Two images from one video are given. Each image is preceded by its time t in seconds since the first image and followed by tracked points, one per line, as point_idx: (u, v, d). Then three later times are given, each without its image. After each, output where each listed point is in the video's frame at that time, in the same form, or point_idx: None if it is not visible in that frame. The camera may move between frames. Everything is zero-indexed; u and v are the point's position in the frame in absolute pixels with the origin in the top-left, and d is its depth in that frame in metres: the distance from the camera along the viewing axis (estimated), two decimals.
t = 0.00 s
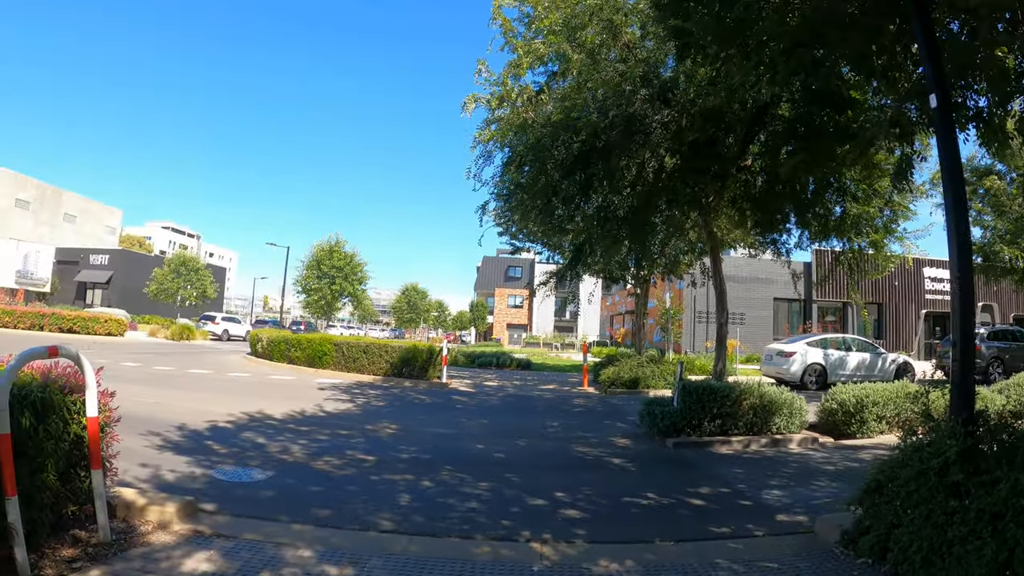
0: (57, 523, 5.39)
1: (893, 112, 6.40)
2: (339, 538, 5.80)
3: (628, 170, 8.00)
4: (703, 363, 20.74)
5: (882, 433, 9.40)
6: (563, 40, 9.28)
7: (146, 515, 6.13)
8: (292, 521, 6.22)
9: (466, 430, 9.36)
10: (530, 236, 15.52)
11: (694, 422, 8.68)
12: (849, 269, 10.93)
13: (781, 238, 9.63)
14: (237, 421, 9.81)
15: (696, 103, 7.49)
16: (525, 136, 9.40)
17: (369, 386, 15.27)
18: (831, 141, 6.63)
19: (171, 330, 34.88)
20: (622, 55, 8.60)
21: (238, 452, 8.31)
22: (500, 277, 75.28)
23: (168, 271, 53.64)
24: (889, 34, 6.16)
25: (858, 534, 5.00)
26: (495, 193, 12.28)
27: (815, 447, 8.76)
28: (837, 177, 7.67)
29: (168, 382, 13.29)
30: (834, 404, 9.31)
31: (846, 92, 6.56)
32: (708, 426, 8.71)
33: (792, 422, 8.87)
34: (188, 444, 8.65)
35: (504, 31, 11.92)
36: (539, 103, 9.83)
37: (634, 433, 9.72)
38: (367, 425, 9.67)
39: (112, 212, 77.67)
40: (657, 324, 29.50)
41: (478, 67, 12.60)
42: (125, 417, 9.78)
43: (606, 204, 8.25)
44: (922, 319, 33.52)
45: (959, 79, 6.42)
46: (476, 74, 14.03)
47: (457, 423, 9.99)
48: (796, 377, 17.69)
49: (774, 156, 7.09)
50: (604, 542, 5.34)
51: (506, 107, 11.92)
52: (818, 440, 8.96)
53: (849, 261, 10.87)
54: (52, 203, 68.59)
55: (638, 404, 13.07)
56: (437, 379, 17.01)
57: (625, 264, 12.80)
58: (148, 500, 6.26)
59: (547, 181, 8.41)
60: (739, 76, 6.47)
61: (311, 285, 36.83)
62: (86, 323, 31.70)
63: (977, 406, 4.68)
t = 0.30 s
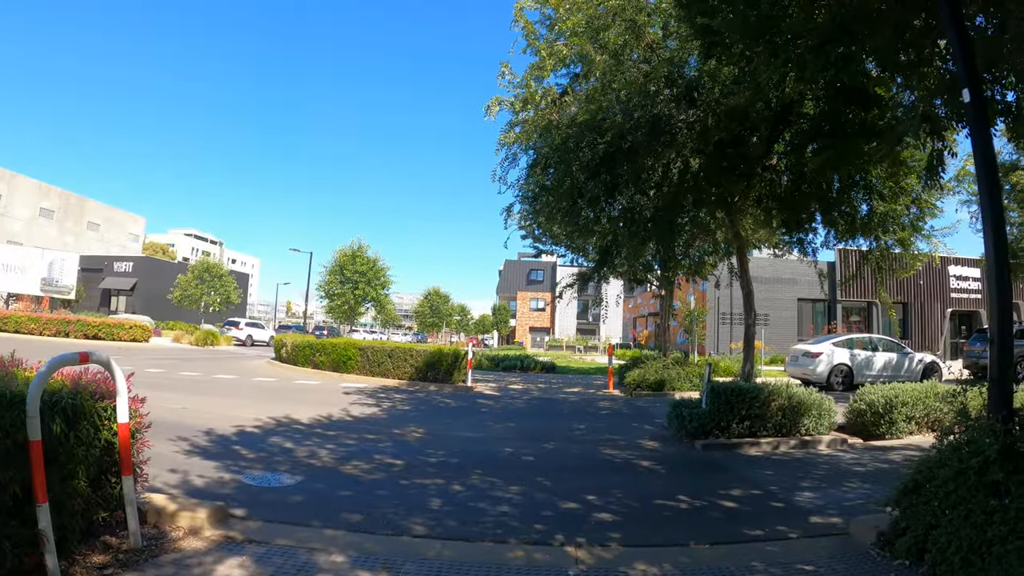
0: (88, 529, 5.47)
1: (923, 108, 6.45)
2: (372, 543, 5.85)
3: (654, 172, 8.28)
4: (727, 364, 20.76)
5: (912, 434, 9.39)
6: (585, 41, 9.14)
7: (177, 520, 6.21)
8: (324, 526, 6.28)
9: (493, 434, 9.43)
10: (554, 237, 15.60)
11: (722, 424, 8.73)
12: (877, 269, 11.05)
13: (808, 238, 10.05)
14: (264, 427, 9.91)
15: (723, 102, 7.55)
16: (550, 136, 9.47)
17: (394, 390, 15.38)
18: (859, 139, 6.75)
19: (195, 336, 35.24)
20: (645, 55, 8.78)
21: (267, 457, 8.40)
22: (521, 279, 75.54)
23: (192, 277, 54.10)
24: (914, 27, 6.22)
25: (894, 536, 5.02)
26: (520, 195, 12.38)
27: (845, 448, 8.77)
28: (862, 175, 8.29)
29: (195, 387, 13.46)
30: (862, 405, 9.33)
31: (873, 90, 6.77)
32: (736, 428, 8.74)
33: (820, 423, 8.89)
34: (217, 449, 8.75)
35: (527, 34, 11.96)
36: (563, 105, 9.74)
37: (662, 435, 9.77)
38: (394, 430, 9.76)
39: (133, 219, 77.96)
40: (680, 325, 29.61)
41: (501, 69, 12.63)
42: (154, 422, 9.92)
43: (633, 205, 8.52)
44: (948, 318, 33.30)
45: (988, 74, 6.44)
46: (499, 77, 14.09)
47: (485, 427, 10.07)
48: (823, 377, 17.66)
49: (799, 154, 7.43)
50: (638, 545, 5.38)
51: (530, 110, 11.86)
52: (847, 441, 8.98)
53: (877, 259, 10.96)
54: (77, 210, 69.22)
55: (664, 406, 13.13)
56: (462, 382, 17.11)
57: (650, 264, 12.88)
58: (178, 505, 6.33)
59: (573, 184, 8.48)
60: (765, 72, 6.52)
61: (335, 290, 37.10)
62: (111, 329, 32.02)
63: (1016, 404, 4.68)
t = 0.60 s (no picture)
0: (108, 522, 5.53)
1: (943, 100, 6.39)
2: (392, 537, 5.90)
3: (674, 167, 8.58)
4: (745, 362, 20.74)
5: (932, 431, 9.36)
6: (602, 37, 9.15)
7: (197, 514, 6.27)
8: (344, 521, 6.34)
9: (511, 431, 9.49)
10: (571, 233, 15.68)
11: (741, 421, 8.78)
12: (897, 265, 11.08)
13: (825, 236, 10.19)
14: (283, 423, 10.01)
15: (740, 97, 7.99)
16: (567, 132, 9.42)
17: (411, 387, 15.48)
18: (877, 132, 7.10)
19: (213, 334, 35.59)
20: (662, 51, 8.67)
21: (286, 453, 8.49)
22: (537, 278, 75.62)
23: (210, 277, 54.62)
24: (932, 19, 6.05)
25: (917, 532, 5.01)
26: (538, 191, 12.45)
27: (864, 445, 8.76)
28: (882, 171, 8.57)
29: (214, 385, 13.61)
30: (882, 403, 9.31)
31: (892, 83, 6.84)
32: (756, 425, 8.80)
33: (840, 420, 8.87)
34: (236, 445, 8.85)
35: (543, 30, 11.95)
36: (580, 101, 9.85)
37: (680, 432, 9.80)
38: (413, 427, 9.84)
39: (151, 219, 78.68)
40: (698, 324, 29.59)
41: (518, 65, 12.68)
42: (175, 419, 10.05)
43: (652, 200, 8.73)
44: (968, 315, 33.02)
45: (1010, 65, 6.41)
46: (516, 74, 14.14)
47: (503, 424, 10.14)
48: (842, 374, 17.59)
49: (819, 148, 7.84)
50: (659, 541, 5.40)
51: (547, 106, 11.83)
52: (867, 439, 8.97)
53: (897, 255, 10.98)
54: (96, 211, 69.95)
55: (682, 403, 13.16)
56: (480, 379, 17.18)
57: (667, 261, 12.94)
58: (198, 499, 6.39)
59: (592, 179, 8.75)
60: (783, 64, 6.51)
61: (353, 289, 37.29)
62: (131, 328, 32.36)
63: None
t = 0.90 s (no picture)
0: (121, 511, 5.59)
1: (955, 90, 6.39)
2: (405, 527, 5.94)
3: (686, 160, 8.77)
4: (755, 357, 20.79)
5: (945, 426, 9.35)
6: (614, 31, 9.20)
7: (211, 504, 6.33)
8: (357, 512, 6.40)
9: (523, 425, 9.55)
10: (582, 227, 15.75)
11: (753, 415, 8.82)
12: (910, 259, 11.08)
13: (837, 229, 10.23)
14: (295, 417, 10.11)
15: (751, 90, 7.94)
16: (579, 126, 9.60)
17: (423, 382, 15.58)
18: (888, 124, 7.18)
19: (225, 330, 35.84)
20: (673, 44, 8.78)
21: (299, 445, 8.57)
22: (548, 275, 75.71)
23: (221, 273, 54.95)
24: (944, 10, 6.04)
25: (930, 523, 5.02)
26: (550, 185, 12.51)
27: (876, 439, 8.77)
28: (894, 164, 8.68)
29: (227, 380, 13.73)
30: (895, 397, 9.33)
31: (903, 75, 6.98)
32: (768, 419, 8.84)
33: (852, 414, 8.88)
34: (249, 438, 8.94)
35: (554, 25, 12.01)
36: (591, 95, 9.95)
37: (692, 427, 9.83)
38: (425, 420, 9.92)
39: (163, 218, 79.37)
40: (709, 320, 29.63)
41: (529, 59, 12.75)
42: (189, 412, 10.16)
43: (664, 194, 8.87)
44: (980, 311, 32.85)
45: None
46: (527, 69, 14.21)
47: (515, 418, 10.20)
48: (853, 370, 17.57)
49: (830, 140, 8.02)
50: (673, 531, 5.44)
51: (559, 100, 11.88)
52: (879, 433, 8.98)
53: (909, 249, 11.00)
54: (107, 209, 70.53)
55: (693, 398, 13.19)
56: (491, 374, 17.56)
57: (679, 255, 13.02)
58: (212, 490, 6.45)
59: (604, 172, 8.89)
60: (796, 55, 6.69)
61: (364, 285, 37.44)
62: (142, 324, 32.60)
63: None
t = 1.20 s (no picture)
0: (132, 503, 5.64)
1: (967, 87, 6.38)
2: (416, 521, 5.98)
3: (698, 156, 8.86)
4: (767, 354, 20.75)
5: (956, 425, 9.33)
6: (625, 27, 9.04)
7: (222, 497, 6.38)
8: (368, 505, 6.44)
9: (533, 421, 9.59)
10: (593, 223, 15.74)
11: (765, 412, 8.82)
12: (923, 257, 11.03)
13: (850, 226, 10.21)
14: (306, 411, 10.17)
15: (763, 86, 8.03)
16: (591, 121, 9.44)
17: (434, 378, 15.64)
18: (901, 121, 7.12)
19: (237, 325, 36.04)
20: (685, 39, 8.76)
21: (310, 439, 8.63)
22: (559, 271, 75.77)
23: (233, 269, 55.23)
24: (957, 6, 5.92)
25: (942, 521, 5.01)
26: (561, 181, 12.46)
27: (887, 438, 8.76)
28: (908, 161, 8.66)
29: (238, 374, 13.83)
30: (906, 396, 9.32)
31: (917, 71, 7.06)
32: (779, 416, 8.82)
33: (863, 412, 8.86)
34: (260, 431, 9.01)
35: (566, 20, 11.95)
36: (604, 90, 9.91)
37: (702, 424, 9.84)
38: (435, 415, 9.97)
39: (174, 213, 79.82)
40: (720, 318, 29.61)
41: (542, 54, 12.71)
42: (201, 406, 10.24)
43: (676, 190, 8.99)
44: (993, 310, 32.63)
45: None
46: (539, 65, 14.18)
47: (525, 413, 10.24)
48: (865, 368, 17.51)
49: (843, 136, 7.96)
50: (684, 527, 5.45)
51: (571, 95, 11.84)
52: (890, 431, 8.97)
53: (922, 246, 10.95)
54: (120, 205, 70.95)
55: (704, 395, 13.18)
56: (502, 370, 17.39)
57: (691, 252, 13.03)
58: (223, 482, 6.51)
59: (616, 168, 8.80)
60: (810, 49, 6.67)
61: (376, 281, 37.55)
62: (155, 319, 32.78)
63: None
